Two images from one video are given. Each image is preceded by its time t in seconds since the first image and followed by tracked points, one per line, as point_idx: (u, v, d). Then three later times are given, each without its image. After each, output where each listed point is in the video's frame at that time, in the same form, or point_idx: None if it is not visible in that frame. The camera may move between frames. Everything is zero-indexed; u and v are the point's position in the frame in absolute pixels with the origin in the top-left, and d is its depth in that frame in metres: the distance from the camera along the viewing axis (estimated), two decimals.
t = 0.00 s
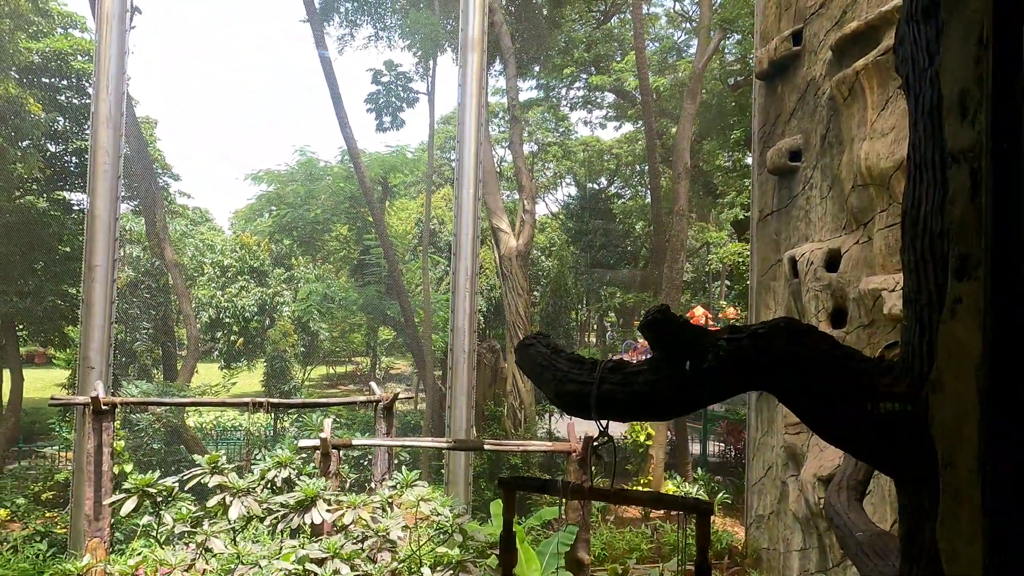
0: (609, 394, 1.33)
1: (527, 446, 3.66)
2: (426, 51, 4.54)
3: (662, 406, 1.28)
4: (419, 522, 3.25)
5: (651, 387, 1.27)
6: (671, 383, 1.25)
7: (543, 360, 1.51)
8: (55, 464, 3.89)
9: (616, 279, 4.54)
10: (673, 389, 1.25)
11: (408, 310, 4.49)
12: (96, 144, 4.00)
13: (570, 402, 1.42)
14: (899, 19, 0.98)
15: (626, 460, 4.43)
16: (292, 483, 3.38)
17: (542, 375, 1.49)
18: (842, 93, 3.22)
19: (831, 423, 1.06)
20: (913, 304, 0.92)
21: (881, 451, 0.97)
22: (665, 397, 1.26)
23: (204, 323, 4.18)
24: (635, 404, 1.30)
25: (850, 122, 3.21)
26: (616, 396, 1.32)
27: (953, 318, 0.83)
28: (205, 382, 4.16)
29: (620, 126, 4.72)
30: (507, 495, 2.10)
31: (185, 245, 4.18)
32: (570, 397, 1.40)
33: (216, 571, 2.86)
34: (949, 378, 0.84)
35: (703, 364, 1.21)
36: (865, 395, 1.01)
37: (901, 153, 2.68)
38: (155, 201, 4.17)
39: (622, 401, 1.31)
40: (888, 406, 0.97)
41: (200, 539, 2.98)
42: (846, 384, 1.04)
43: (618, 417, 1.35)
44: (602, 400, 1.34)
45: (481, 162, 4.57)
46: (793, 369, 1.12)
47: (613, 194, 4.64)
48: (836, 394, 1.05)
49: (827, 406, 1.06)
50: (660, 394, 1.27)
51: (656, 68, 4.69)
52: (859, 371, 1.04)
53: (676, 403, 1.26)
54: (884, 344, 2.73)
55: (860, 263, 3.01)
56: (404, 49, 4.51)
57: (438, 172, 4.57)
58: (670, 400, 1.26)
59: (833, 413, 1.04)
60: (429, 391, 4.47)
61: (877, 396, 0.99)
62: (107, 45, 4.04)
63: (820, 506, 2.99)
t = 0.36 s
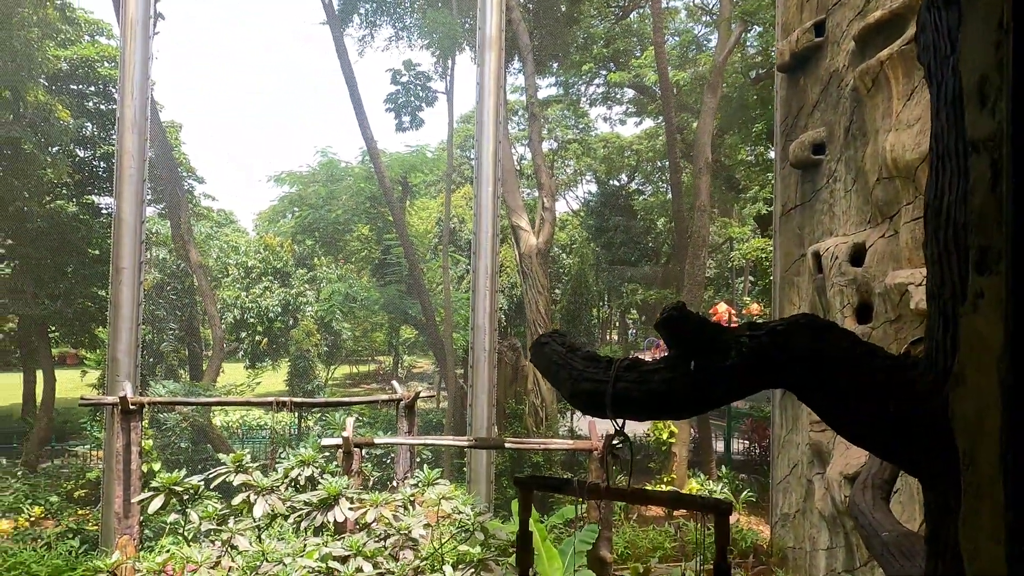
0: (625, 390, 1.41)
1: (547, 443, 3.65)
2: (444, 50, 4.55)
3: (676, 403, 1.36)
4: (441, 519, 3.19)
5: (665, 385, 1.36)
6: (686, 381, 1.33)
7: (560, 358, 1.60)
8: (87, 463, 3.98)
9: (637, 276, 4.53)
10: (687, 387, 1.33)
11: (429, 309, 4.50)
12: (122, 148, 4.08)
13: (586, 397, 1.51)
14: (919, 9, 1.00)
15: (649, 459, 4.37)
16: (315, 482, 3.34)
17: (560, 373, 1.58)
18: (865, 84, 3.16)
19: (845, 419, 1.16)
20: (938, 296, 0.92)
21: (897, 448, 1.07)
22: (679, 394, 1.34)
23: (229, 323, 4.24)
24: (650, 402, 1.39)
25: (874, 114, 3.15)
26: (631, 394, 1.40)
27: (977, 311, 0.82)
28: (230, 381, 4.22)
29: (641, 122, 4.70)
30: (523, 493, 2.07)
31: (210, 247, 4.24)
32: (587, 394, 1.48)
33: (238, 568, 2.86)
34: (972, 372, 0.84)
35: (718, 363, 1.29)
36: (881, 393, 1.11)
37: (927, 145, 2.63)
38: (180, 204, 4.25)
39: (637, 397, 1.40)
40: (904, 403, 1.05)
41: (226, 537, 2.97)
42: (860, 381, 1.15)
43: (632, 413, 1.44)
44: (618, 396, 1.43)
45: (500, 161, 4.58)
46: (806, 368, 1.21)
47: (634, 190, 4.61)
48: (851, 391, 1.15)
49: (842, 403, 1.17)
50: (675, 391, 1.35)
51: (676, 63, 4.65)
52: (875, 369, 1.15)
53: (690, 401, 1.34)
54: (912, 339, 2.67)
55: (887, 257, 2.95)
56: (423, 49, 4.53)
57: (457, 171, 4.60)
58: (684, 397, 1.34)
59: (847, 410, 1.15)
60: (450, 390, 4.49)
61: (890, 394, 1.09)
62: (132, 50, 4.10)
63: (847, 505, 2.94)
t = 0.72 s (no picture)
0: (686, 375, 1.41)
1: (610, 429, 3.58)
2: (500, 38, 4.54)
3: (738, 387, 1.39)
4: (504, 505, 2.98)
5: (729, 369, 1.38)
6: (750, 365, 1.36)
7: (616, 343, 1.57)
8: (171, 447, 4.21)
9: (699, 261, 4.46)
10: (752, 371, 1.36)
11: (489, 297, 4.53)
12: (194, 147, 4.26)
13: (644, 383, 1.48)
14: None
15: (715, 447, 4.29)
16: (381, 467, 3.27)
17: (614, 358, 1.55)
18: (943, 51, 2.97)
19: (928, 402, 1.22)
20: None
21: (990, 431, 1.11)
22: (744, 378, 1.37)
23: (298, 314, 4.41)
24: (712, 386, 1.40)
25: (954, 83, 2.96)
26: (692, 378, 1.41)
27: None
28: (300, 370, 4.38)
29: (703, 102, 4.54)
30: (581, 480, 1.92)
31: (278, 240, 4.40)
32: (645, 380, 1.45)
33: (310, 551, 2.81)
34: None
35: (784, 347, 1.33)
36: (964, 374, 1.16)
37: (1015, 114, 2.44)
38: (249, 200, 4.40)
39: (700, 381, 1.40)
40: (994, 386, 1.10)
41: (298, 518, 2.96)
42: (940, 362, 1.21)
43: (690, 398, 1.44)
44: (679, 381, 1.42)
45: (557, 148, 4.56)
46: (879, 352, 1.27)
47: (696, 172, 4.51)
48: (933, 370, 1.21)
49: (919, 387, 1.23)
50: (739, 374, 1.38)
51: (738, 39, 4.51)
52: (954, 347, 1.20)
53: (754, 384, 1.37)
54: (997, 322, 2.52)
55: (969, 235, 2.79)
56: (479, 37, 4.53)
57: (515, 160, 4.60)
58: (747, 381, 1.37)
59: (928, 394, 1.21)
60: (512, 377, 4.54)
61: (974, 375, 1.14)
62: (201, 54, 4.27)
63: (926, 495, 2.81)
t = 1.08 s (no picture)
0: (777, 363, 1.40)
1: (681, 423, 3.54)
2: (566, 26, 4.52)
3: (836, 375, 1.38)
4: (574, 494, 2.97)
5: (824, 353, 1.37)
6: (845, 348, 1.36)
7: (703, 333, 1.50)
8: (252, 430, 4.42)
9: (772, 249, 4.32)
10: (851, 353, 1.35)
11: (555, 287, 4.54)
12: (272, 142, 4.39)
13: (735, 373, 1.45)
14: None
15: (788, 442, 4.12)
16: (453, 454, 3.30)
17: (700, 348, 1.49)
18: None
19: None
20: None
21: None
22: (841, 364, 1.36)
23: (369, 303, 4.55)
24: (810, 372, 1.39)
25: None
26: (791, 365, 1.38)
27: None
28: (371, 358, 4.51)
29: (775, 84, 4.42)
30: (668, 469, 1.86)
31: (349, 231, 4.54)
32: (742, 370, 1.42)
33: (384, 532, 2.81)
34: None
35: (878, 331, 1.34)
36: None
37: None
38: (322, 193, 4.54)
39: (797, 367, 1.39)
40: None
41: (375, 500, 2.99)
42: None
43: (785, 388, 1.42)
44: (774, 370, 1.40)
45: (625, 135, 4.48)
46: (975, 338, 1.33)
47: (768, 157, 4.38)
48: None
49: None
50: (836, 359, 1.36)
51: (815, 17, 4.31)
52: None
53: (856, 370, 1.36)
54: None
55: None
56: (546, 25, 4.52)
57: (581, 149, 4.55)
58: (844, 365, 1.36)
59: None
60: (578, 366, 4.55)
61: None
62: (277, 51, 4.39)
63: None
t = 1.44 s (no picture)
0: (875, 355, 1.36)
1: (737, 421, 3.46)
2: (609, 19, 4.47)
3: (944, 369, 1.31)
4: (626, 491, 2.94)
5: (922, 343, 1.32)
6: (935, 339, 1.31)
7: (796, 324, 1.46)
8: (299, 424, 4.49)
9: (819, 243, 4.24)
10: (942, 345, 1.30)
11: (598, 283, 4.52)
12: (320, 140, 4.46)
13: (834, 369, 1.41)
14: None
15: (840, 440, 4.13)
16: (502, 449, 3.31)
17: (798, 342, 1.45)
18: None
19: None
20: None
21: None
22: (933, 355, 1.31)
23: (411, 299, 4.57)
24: (909, 364, 1.33)
25: None
26: (895, 357, 1.34)
27: None
28: (415, 354, 4.55)
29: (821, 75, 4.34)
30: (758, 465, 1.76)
31: (390, 228, 4.58)
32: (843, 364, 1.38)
33: (438, 525, 2.85)
34: None
35: (962, 321, 1.28)
36: None
37: None
38: (365, 190, 4.58)
39: (894, 357, 1.34)
40: None
41: (427, 494, 3.01)
42: None
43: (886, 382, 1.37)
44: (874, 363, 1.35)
45: (672, 128, 4.42)
46: None
47: (815, 150, 4.30)
48: None
49: None
50: (927, 351, 1.31)
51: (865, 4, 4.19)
52: None
53: (971, 358, 1.28)
54: None
55: None
56: (588, 19, 4.49)
57: (622, 145, 4.50)
58: (940, 354, 1.30)
59: None
60: (621, 363, 4.53)
61: None
62: (325, 50, 4.43)
63: None
